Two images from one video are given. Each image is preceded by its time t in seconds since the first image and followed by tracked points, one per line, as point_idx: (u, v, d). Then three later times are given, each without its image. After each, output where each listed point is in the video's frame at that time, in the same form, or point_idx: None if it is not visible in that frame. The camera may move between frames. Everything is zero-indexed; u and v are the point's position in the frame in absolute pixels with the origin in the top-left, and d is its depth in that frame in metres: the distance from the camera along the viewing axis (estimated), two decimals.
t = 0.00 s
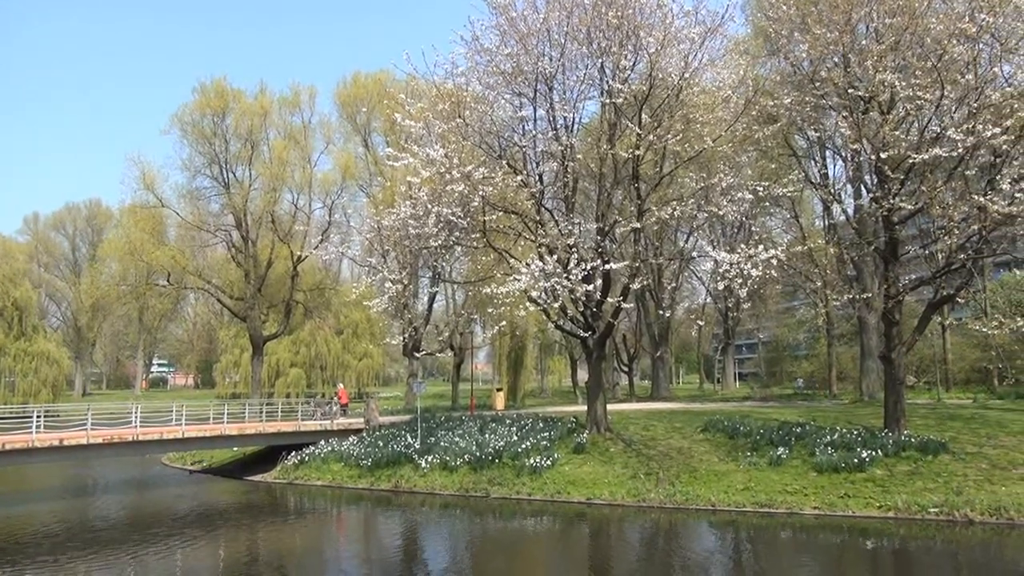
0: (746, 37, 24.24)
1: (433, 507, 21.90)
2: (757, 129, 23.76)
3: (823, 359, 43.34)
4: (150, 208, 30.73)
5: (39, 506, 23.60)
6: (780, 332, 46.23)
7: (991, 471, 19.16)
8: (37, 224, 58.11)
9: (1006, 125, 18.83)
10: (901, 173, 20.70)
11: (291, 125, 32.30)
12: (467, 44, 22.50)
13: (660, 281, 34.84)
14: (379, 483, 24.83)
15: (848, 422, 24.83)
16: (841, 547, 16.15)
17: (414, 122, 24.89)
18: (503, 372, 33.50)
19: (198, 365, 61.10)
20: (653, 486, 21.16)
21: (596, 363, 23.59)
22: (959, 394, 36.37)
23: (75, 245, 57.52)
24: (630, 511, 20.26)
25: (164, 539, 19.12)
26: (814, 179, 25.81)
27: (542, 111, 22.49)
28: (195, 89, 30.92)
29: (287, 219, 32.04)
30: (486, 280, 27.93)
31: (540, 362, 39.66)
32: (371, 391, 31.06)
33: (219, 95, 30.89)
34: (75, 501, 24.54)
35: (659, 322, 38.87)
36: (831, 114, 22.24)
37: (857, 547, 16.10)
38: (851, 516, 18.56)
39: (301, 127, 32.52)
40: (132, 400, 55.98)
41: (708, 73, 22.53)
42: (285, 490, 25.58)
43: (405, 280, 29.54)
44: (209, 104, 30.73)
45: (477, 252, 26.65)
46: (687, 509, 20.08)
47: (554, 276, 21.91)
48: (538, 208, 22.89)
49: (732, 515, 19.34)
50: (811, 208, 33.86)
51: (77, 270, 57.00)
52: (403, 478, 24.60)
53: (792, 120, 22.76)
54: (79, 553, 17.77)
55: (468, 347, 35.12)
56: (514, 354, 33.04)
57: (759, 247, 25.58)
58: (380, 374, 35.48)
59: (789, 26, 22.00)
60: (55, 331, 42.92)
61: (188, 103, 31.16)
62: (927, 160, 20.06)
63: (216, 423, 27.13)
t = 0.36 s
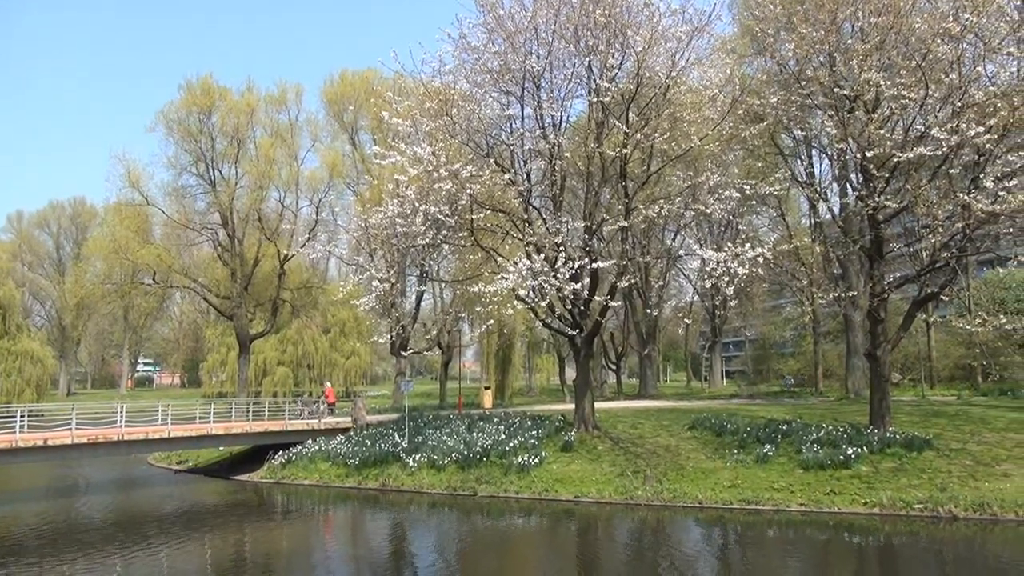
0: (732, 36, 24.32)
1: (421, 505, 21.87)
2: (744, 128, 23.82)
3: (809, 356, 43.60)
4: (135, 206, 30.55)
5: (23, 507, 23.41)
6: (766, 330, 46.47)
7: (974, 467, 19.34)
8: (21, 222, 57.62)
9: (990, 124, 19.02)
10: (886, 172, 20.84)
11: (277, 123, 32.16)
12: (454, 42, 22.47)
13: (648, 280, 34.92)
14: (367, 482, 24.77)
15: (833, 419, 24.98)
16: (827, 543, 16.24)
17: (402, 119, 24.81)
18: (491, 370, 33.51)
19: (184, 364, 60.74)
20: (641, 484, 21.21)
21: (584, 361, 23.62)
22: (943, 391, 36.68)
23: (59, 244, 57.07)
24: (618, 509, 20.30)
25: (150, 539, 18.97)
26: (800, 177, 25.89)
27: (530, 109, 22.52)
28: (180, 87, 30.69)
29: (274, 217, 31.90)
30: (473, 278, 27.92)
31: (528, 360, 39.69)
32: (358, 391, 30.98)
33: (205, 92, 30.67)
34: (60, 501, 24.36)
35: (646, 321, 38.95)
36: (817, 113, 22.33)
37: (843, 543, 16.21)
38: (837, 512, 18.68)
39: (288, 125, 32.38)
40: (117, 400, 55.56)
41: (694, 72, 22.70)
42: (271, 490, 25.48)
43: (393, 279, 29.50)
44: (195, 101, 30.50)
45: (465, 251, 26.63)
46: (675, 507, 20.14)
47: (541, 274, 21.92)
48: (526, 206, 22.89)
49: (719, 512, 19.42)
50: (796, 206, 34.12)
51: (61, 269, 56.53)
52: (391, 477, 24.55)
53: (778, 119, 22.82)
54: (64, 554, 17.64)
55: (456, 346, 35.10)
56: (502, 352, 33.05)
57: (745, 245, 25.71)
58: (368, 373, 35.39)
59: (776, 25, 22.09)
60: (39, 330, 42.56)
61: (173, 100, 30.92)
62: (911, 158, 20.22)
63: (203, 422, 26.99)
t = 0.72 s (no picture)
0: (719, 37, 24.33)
1: (408, 505, 21.82)
2: (731, 129, 23.92)
3: (795, 356, 43.84)
4: (120, 204, 30.32)
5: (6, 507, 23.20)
6: (753, 330, 46.70)
7: (958, 466, 19.50)
8: (4, 220, 57.09)
9: (973, 126, 19.04)
10: (871, 173, 20.98)
11: (264, 121, 32.01)
12: (442, 41, 22.45)
13: (635, 280, 35.01)
14: (353, 481, 24.69)
15: (819, 419, 25.08)
16: (812, 542, 16.34)
17: (389, 119, 24.76)
18: (478, 369, 33.50)
19: (169, 363, 60.37)
20: (627, 483, 21.25)
21: (571, 361, 23.64)
22: (927, 390, 36.96)
23: (43, 242, 56.56)
24: (604, 508, 20.33)
25: (134, 540, 18.85)
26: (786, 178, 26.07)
27: (518, 109, 22.45)
28: (166, 84, 30.47)
29: (260, 216, 31.75)
30: (460, 277, 27.87)
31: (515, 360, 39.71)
32: (345, 390, 30.89)
33: (191, 90, 30.46)
34: (43, 501, 24.15)
35: (634, 320, 39.04)
36: (803, 114, 22.47)
37: (828, 542, 16.32)
38: (822, 511, 18.80)
39: (275, 123, 32.24)
40: (102, 399, 55.13)
41: (682, 73, 22.67)
42: (257, 490, 25.36)
43: (380, 278, 29.42)
44: (181, 99, 30.28)
45: (452, 250, 26.61)
46: (661, 506, 20.19)
47: (529, 274, 21.92)
48: (514, 206, 22.88)
49: (705, 512, 19.49)
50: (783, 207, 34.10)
51: (44, 267, 56.03)
52: (378, 476, 24.49)
53: (765, 120, 22.91)
54: (47, 555, 17.49)
55: (443, 345, 35.06)
56: (489, 351, 33.04)
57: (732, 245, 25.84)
58: (354, 373, 35.29)
59: (762, 26, 22.20)
60: (23, 330, 42.17)
61: (159, 98, 30.69)
62: (896, 159, 20.35)
63: (188, 422, 26.82)
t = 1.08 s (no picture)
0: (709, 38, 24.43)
1: (397, 506, 21.77)
2: (719, 130, 23.95)
3: (783, 356, 44.02)
4: (107, 204, 30.13)
5: None
6: (741, 330, 46.86)
7: (944, 465, 19.63)
8: None
9: (959, 128, 19.14)
10: (859, 174, 21.08)
11: (253, 121, 31.90)
12: (431, 41, 22.41)
13: (625, 280, 35.08)
14: (342, 482, 24.62)
15: (807, 419, 25.16)
16: (800, 541, 16.42)
17: (379, 119, 24.67)
18: (468, 370, 33.48)
19: (156, 364, 60.00)
20: (616, 483, 21.27)
21: (560, 361, 23.64)
22: (914, 391, 37.17)
23: (29, 242, 56.14)
24: (594, 508, 20.34)
25: (121, 541, 18.76)
26: (775, 179, 26.16)
27: (507, 109, 22.54)
28: (154, 83, 30.31)
29: (249, 216, 31.62)
30: (450, 278, 27.78)
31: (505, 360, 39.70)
32: (334, 391, 30.82)
33: (178, 89, 30.31)
34: (29, 503, 23.96)
35: (623, 321, 39.08)
36: (791, 116, 22.57)
37: (816, 541, 16.39)
38: (810, 511, 18.88)
39: (263, 123, 32.14)
40: (88, 400, 54.72)
41: (671, 74, 22.78)
42: (246, 491, 25.25)
43: (369, 279, 29.24)
44: (169, 98, 30.11)
45: (441, 251, 26.56)
46: (650, 506, 20.22)
47: (518, 274, 21.90)
48: (503, 206, 22.87)
49: (694, 512, 19.53)
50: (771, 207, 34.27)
51: (30, 268, 55.57)
52: (366, 477, 24.42)
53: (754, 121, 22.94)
54: (33, 557, 17.36)
55: (433, 346, 35.02)
56: (479, 352, 33.03)
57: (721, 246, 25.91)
58: (343, 373, 35.20)
59: (751, 27, 22.32)
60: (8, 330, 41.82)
61: (146, 97, 30.53)
62: (883, 161, 20.45)
63: (176, 423, 26.66)
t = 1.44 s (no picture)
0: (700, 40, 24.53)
1: (389, 508, 21.73)
2: (711, 130, 23.96)
3: (775, 356, 44.17)
4: (97, 205, 30.01)
5: None
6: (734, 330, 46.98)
7: (935, 464, 19.73)
8: None
9: (948, 128, 19.22)
10: (849, 174, 21.15)
11: (244, 122, 31.81)
12: (423, 42, 22.41)
13: (617, 280, 35.14)
14: (334, 484, 24.58)
15: (799, 419, 25.23)
16: (792, 540, 16.48)
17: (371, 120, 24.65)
18: (460, 371, 33.49)
19: (148, 366, 59.81)
20: (609, 484, 21.29)
21: (553, 361, 23.64)
22: (905, 389, 37.33)
23: (18, 244, 55.90)
24: (586, 509, 20.35)
25: (112, 544, 18.67)
26: (766, 179, 26.22)
27: (499, 110, 22.48)
28: (144, 84, 30.20)
29: (240, 217, 31.54)
30: (442, 279, 27.75)
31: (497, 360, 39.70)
32: (327, 392, 30.77)
33: (169, 90, 30.20)
34: (19, 507, 23.84)
35: (615, 321, 39.15)
36: (782, 116, 22.59)
37: (808, 540, 16.45)
38: (802, 509, 18.94)
39: (255, 124, 32.05)
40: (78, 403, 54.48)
41: (663, 74, 22.87)
42: (238, 493, 25.17)
43: (361, 280, 29.14)
44: (159, 99, 29.99)
45: (434, 251, 26.55)
46: (642, 506, 20.25)
47: (511, 275, 21.89)
48: (495, 207, 22.87)
49: (687, 511, 19.56)
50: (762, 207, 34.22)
51: (19, 270, 55.28)
52: (359, 479, 24.37)
53: (745, 121, 23.02)
54: (23, 561, 17.27)
55: (425, 347, 34.99)
56: (471, 352, 33.05)
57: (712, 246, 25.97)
58: (335, 374, 35.13)
59: (742, 28, 22.33)
60: None
61: (137, 98, 30.41)
62: (874, 161, 20.52)
63: (167, 426, 26.57)
